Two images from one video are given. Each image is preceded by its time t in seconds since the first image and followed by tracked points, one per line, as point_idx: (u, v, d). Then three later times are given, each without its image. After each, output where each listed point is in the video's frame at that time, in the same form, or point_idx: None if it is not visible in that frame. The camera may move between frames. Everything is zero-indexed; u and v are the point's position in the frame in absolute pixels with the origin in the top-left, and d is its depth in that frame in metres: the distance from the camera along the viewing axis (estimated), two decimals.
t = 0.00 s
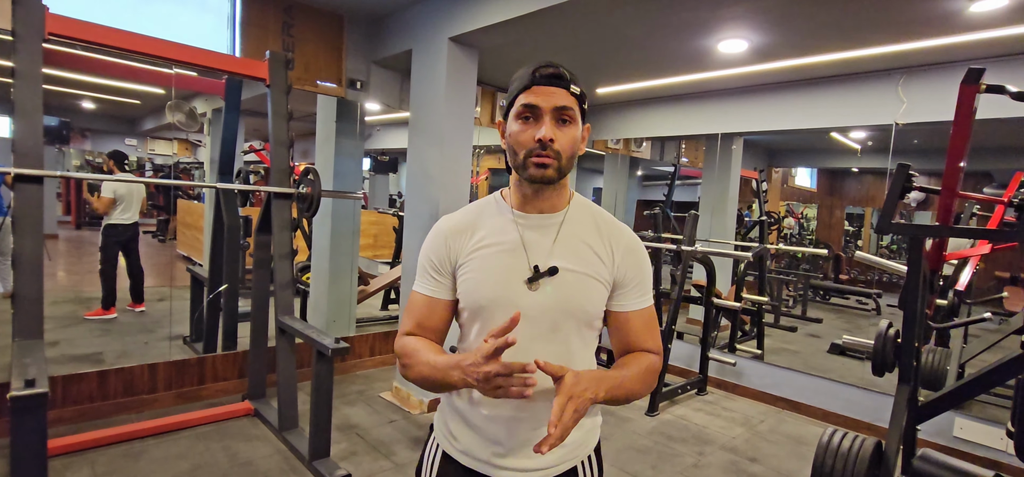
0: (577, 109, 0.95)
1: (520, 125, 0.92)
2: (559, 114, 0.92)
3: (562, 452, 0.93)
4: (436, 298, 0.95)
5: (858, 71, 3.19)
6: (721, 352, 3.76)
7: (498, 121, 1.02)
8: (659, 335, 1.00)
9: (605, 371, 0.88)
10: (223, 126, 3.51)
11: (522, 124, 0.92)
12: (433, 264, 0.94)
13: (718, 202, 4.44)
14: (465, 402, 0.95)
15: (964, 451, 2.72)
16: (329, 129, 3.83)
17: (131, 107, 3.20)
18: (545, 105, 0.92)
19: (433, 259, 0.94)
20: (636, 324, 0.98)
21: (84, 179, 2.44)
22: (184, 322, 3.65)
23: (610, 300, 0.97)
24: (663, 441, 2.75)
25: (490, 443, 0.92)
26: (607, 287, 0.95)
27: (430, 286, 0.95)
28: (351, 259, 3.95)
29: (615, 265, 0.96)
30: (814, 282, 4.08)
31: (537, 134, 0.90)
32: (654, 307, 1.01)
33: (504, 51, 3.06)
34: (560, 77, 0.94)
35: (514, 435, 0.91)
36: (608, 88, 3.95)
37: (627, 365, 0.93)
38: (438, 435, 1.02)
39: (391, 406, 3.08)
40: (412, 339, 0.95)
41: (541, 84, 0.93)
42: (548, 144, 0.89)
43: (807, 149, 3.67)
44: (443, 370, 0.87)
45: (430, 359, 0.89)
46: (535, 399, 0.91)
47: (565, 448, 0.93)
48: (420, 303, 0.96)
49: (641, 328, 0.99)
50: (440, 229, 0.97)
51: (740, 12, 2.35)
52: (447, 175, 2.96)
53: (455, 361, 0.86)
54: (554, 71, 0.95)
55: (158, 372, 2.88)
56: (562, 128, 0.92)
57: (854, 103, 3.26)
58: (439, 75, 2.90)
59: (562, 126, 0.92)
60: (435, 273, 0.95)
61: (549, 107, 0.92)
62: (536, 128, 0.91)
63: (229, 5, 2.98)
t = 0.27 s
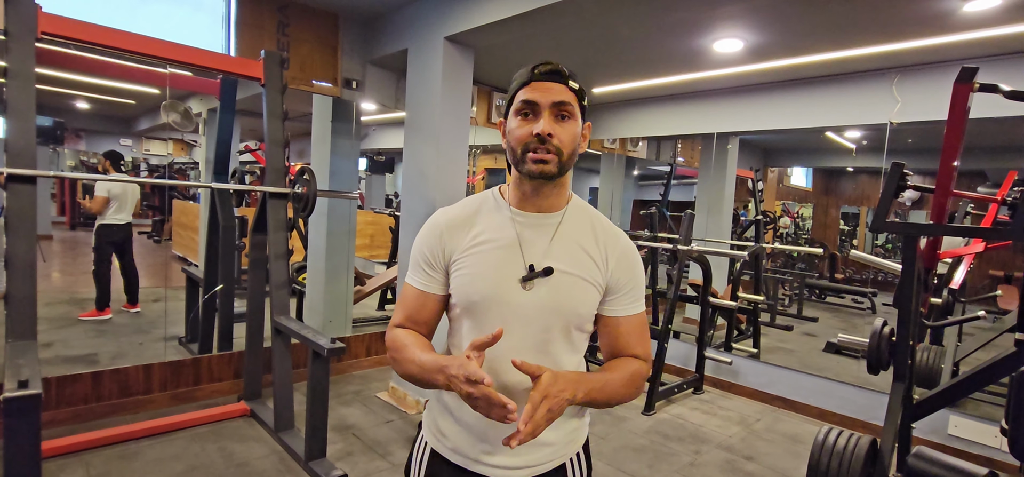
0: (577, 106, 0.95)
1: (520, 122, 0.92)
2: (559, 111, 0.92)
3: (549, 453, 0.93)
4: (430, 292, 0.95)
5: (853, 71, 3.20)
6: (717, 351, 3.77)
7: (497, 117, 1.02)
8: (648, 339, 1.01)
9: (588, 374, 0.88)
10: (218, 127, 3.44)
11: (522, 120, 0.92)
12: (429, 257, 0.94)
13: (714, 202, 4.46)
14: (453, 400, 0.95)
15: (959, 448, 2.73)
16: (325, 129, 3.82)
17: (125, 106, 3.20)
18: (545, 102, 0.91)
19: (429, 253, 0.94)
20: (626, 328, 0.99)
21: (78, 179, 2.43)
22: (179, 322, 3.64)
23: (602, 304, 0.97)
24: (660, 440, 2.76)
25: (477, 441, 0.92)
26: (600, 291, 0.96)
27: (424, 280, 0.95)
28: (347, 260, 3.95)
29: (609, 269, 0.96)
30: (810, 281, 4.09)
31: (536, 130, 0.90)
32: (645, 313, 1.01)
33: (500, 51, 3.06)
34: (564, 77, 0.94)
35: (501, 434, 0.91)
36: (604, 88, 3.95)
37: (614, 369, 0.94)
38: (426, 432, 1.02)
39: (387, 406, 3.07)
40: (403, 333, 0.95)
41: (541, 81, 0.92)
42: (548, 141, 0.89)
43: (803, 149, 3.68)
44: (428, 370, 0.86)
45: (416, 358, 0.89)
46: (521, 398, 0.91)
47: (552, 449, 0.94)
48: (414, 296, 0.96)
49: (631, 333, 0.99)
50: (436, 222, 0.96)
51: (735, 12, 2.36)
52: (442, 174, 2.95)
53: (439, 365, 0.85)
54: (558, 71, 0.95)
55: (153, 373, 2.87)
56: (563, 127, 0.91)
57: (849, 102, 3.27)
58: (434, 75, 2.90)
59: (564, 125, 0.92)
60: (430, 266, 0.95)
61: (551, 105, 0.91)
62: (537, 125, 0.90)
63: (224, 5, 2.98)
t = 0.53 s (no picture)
0: (569, 108, 0.95)
1: (513, 124, 0.92)
2: (552, 113, 0.92)
3: (543, 452, 0.94)
4: (423, 293, 0.95)
5: (848, 71, 3.21)
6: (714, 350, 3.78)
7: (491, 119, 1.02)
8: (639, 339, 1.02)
9: (579, 375, 0.89)
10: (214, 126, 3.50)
11: (515, 122, 0.92)
12: (421, 258, 0.94)
13: (710, 202, 4.47)
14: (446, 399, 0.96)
15: (954, 446, 2.75)
16: (322, 130, 3.81)
17: (121, 107, 3.19)
18: (538, 104, 0.92)
19: (422, 253, 0.94)
20: (617, 327, 0.99)
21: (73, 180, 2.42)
22: (176, 324, 3.62)
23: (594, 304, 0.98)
24: (656, 439, 2.76)
25: (471, 440, 0.92)
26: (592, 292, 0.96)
27: (417, 280, 0.95)
28: (344, 260, 3.94)
29: (601, 269, 0.97)
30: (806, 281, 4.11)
31: (529, 133, 0.90)
32: (637, 313, 1.02)
33: (497, 51, 3.07)
34: (556, 79, 0.94)
35: (495, 433, 0.92)
36: (601, 88, 3.96)
37: (605, 369, 0.94)
38: (420, 432, 1.02)
39: (384, 406, 3.07)
40: (396, 333, 0.95)
41: (535, 83, 0.93)
42: (541, 143, 0.89)
43: (799, 148, 3.69)
44: (422, 371, 0.86)
45: (408, 358, 0.89)
46: (514, 398, 0.92)
47: (546, 448, 0.94)
48: (407, 296, 0.96)
49: (622, 332, 1.00)
50: (429, 223, 0.97)
51: (731, 12, 2.36)
52: (439, 175, 2.95)
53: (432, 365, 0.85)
54: (550, 72, 0.95)
55: (150, 374, 2.86)
56: (556, 128, 0.92)
57: (844, 102, 3.29)
58: (431, 75, 2.90)
59: (556, 126, 0.92)
60: (422, 266, 0.95)
61: (543, 106, 0.92)
62: (529, 126, 0.91)
63: (219, 5, 2.97)
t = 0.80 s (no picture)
0: (557, 108, 0.95)
1: (501, 127, 0.93)
2: (540, 115, 0.92)
3: (542, 450, 0.94)
4: (419, 293, 0.96)
5: (844, 71, 3.22)
6: (712, 350, 3.79)
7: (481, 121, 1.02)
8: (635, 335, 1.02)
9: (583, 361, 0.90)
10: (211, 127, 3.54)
11: (503, 126, 0.92)
12: (417, 259, 0.95)
13: (708, 201, 4.49)
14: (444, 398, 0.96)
15: (950, 444, 2.76)
16: (319, 130, 3.81)
17: (117, 107, 3.16)
18: (525, 106, 0.92)
19: (417, 254, 0.95)
20: (613, 323, 1.00)
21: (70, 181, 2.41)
22: (173, 324, 3.62)
23: (590, 301, 0.98)
24: (655, 438, 2.77)
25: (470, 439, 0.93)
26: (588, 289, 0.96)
27: (414, 280, 0.96)
28: (342, 260, 3.94)
29: (597, 267, 0.97)
30: (803, 280, 4.12)
31: (518, 136, 0.90)
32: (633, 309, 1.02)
33: (495, 51, 3.07)
34: (543, 80, 0.94)
35: (494, 431, 0.92)
36: (598, 88, 3.97)
37: (604, 362, 0.95)
38: (418, 432, 1.02)
39: (383, 406, 3.07)
40: (394, 332, 0.95)
41: (521, 85, 0.92)
42: (531, 147, 0.90)
43: (796, 148, 3.70)
44: (424, 361, 0.87)
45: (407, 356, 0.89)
46: (513, 397, 0.92)
47: (545, 446, 0.94)
48: (403, 297, 0.97)
49: (618, 328, 1.00)
50: (424, 224, 0.97)
51: (728, 12, 2.37)
52: (437, 175, 2.95)
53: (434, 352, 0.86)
54: (537, 73, 0.94)
55: (147, 375, 2.86)
56: (545, 131, 0.92)
57: (841, 102, 3.29)
58: (429, 75, 2.90)
59: (545, 128, 0.92)
60: (418, 268, 0.95)
61: (531, 109, 0.92)
62: (519, 130, 0.91)
63: (216, 5, 2.97)
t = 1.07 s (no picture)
0: (547, 108, 0.95)
1: (493, 130, 0.93)
2: (530, 115, 0.93)
3: (541, 446, 0.94)
4: (417, 295, 0.96)
5: (841, 70, 3.23)
6: (710, 349, 3.80)
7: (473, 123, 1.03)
8: (634, 331, 1.02)
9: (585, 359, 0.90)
10: (209, 127, 3.54)
11: (496, 128, 0.93)
12: (414, 261, 0.95)
13: (705, 200, 4.50)
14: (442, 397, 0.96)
15: (947, 442, 2.77)
16: (317, 130, 3.82)
17: (114, 107, 3.16)
18: (516, 107, 0.92)
19: (413, 256, 0.95)
20: (612, 319, 1.00)
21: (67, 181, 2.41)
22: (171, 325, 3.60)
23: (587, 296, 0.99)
24: (653, 437, 2.78)
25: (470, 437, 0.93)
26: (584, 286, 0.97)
27: (411, 283, 0.96)
28: (340, 260, 3.94)
29: (593, 263, 0.97)
30: (801, 279, 4.13)
31: (510, 138, 0.91)
32: (631, 304, 1.03)
33: (492, 51, 3.07)
34: (532, 79, 0.94)
35: (493, 429, 0.92)
36: (595, 88, 3.98)
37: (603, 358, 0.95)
38: (417, 430, 1.02)
39: (382, 406, 3.07)
40: (393, 334, 0.96)
41: (510, 85, 0.92)
42: (522, 148, 0.91)
43: (794, 147, 3.71)
44: (421, 367, 0.88)
45: (407, 358, 0.90)
46: (513, 394, 0.92)
47: (544, 442, 0.95)
48: (401, 298, 0.97)
49: (617, 323, 1.00)
50: (421, 226, 0.97)
51: (725, 12, 2.37)
52: (435, 175, 2.95)
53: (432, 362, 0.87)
54: (525, 72, 0.94)
55: (146, 376, 2.85)
56: (536, 131, 0.93)
57: (838, 101, 3.30)
58: (427, 75, 2.90)
59: (536, 128, 0.93)
60: (415, 270, 0.96)
61: (522, 110, 0.92)
62: (510, 132, 0.92)
63: (214, 6, 2.97)
